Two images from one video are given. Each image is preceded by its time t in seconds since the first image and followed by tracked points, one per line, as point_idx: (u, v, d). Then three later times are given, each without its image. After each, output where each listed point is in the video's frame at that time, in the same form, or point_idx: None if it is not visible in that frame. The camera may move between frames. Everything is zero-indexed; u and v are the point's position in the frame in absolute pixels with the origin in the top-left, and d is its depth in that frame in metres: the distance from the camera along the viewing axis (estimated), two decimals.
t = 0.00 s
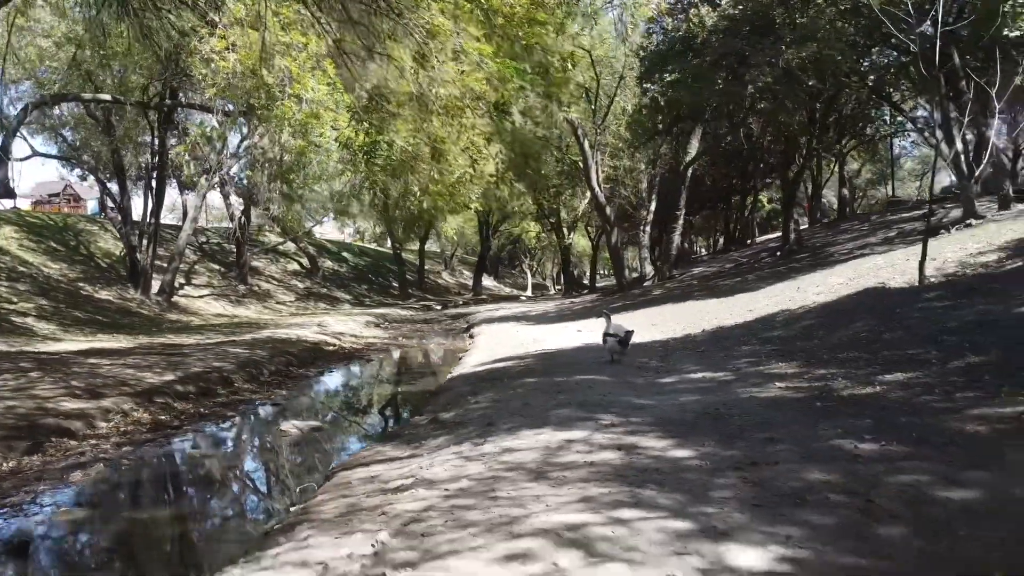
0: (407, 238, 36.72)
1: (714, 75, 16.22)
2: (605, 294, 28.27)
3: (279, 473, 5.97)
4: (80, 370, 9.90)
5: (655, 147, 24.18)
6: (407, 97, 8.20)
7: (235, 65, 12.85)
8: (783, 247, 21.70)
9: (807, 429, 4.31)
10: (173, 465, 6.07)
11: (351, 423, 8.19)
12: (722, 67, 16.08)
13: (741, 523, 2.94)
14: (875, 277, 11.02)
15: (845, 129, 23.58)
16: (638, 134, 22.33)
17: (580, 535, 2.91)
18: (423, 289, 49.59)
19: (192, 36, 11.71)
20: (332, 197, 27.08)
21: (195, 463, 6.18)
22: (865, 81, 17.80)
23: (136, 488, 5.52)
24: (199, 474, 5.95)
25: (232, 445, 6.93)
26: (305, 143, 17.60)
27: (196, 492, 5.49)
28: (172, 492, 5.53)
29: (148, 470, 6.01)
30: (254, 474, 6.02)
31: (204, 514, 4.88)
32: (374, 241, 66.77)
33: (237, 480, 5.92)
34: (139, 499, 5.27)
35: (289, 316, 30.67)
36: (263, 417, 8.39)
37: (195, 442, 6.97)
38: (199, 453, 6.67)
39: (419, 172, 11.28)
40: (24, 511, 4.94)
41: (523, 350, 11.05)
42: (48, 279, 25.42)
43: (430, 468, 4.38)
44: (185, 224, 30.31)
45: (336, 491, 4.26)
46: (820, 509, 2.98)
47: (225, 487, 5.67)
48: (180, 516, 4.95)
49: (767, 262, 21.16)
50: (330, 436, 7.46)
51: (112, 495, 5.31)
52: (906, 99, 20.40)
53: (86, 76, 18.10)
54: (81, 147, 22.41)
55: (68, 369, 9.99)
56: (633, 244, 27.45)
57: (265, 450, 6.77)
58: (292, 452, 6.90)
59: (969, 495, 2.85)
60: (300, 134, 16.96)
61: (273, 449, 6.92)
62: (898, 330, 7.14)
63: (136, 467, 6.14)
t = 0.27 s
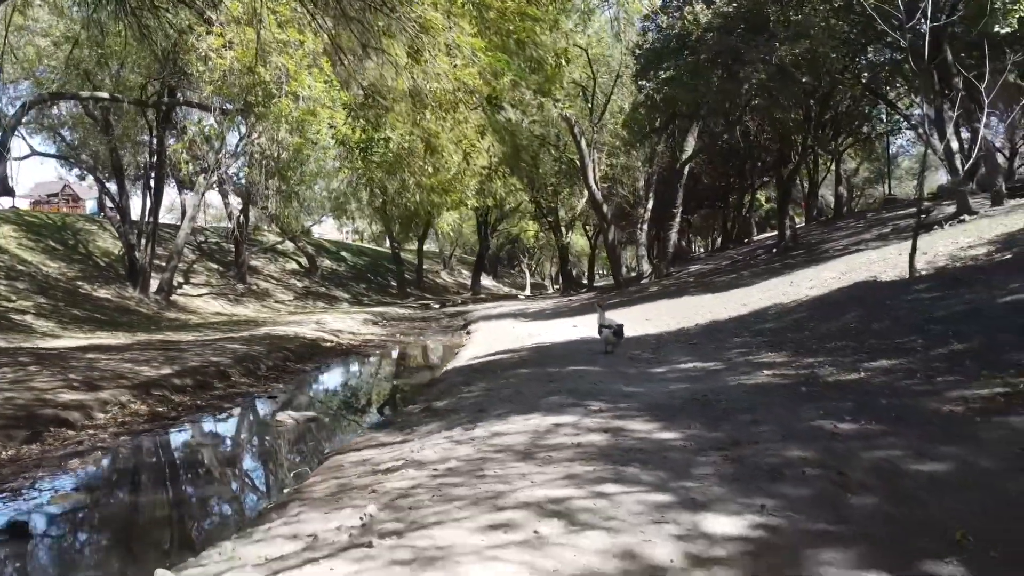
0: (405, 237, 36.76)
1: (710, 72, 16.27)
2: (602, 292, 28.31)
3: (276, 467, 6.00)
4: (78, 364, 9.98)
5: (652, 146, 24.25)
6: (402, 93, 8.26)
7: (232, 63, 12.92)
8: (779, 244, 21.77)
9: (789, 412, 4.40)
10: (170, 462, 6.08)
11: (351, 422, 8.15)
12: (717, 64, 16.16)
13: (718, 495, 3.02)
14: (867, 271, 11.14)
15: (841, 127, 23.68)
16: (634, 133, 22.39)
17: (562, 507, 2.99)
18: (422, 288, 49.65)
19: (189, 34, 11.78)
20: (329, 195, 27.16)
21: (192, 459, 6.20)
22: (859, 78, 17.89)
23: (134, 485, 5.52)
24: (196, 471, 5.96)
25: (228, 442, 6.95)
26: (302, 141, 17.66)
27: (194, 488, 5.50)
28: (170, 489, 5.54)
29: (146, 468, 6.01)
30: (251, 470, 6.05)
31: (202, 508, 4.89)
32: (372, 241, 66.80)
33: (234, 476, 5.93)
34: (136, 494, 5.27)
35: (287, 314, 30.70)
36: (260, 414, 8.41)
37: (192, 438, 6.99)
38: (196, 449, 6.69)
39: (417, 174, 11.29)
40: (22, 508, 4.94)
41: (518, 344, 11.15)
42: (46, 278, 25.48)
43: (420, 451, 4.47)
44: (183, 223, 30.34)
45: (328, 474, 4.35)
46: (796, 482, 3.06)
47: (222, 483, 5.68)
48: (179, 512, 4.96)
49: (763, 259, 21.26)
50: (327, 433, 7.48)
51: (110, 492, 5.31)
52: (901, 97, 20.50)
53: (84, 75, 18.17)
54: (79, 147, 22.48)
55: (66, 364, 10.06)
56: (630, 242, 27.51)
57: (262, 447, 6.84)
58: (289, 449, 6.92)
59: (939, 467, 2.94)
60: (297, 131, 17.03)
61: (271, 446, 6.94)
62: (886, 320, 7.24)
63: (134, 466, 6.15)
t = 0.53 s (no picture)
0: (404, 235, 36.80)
1: (707, 70, 16.34)
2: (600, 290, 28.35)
3: (274, 468, 6.06)
4: (77, 359, 10.03)
5: (650, 144, 24.30)
6: (400, 89, 8.33)
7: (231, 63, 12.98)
8: (776, 241, 21.80)
9: (780, 397, 4.47)
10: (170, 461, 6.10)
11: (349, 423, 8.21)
12: (714, 61, 16.21)
13: (707, 471, 3.09)
14: (862, 265, 11.21)
15: (838, 125, 23.75)
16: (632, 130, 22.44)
17: (554, 483, 3.06)
18: (421, 287, 49.67)
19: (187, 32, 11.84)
20: (327, 194, 27.21)
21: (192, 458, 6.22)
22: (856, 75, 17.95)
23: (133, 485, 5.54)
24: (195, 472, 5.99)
25: (228, 442, 6.97)
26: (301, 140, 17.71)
27: (194, 489, 5.53)
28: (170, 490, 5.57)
29: (146, 467, 6.04)
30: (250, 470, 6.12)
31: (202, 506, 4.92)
32: (371, 240, 66.80)
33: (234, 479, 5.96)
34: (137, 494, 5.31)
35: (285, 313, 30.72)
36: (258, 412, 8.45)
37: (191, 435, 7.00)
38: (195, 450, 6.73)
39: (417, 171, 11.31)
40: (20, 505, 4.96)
41: (516, 339, 11.22)
42: (45, 276, 25.53)
43: (417, 436, 4.54)
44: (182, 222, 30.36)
45: (326, 459, 4.43)
46: (783, 459, 3.13)
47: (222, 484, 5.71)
48: (178, 513, 5.00)
49: (760, 256, 21.35)
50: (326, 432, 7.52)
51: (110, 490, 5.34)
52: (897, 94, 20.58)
53: (83, 74, 18.20)
54: (78, 145, 22.50)
55: (65, 358, 10.12)
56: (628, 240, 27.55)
57: (261, 447, 6.89)
58: (289, 449, 6.95)
59: (923, 444, 3.00)
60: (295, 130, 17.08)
61: (270, 446, 6.98)
62: (879, 311, 7.33)
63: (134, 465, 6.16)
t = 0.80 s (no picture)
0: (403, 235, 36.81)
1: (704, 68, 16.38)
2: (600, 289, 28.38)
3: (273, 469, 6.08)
4: (77, 356, 10.05)
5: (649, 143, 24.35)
6: (400, 87, 8.40)
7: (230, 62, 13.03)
8: (775, 240, 21.83)
9: (776, 390, 4.51)
10: (169, 459, 6.10)
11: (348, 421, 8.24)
12: (712, 59, 16.26)
13: (704, 461, 3.12)
14: (860, 263, 11.25)
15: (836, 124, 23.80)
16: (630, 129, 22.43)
17: (552, 472, 3.09)
18: (420, 286, 49.66)
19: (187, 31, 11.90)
20: (326, 192, 27.23)
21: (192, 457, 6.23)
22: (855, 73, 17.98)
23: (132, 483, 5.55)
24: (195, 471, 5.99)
25: (228, 442, 6.99)
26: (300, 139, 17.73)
27: (193, 488, 5.55)
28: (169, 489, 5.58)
29: (145, 466, 6.04)
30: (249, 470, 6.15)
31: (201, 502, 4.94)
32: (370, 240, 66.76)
33: (234, 478, 5.97)
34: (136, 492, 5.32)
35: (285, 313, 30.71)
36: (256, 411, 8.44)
37: (190, 433, 7.00)
38: (194, 449, 6.73)
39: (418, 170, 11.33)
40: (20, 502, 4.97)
41: (514, 336, 11.25)
42: (45, 275, 25.55)
43: (417, 430, 4.57)
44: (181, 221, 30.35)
45: (326, 452, 4.46)
46: (778, 450, 3.16)
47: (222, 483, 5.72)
48: (177, 511, 5.02)
49: (759, 255, 21.40)
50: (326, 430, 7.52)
51: (109, 487, 5.35)
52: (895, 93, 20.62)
53: (83, 73, 18.23)
54: (77, 145, 22.53)
55: (66, 356, 10.15)
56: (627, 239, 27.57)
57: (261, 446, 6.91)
58: (288, 448, 6.95)
59: (917, 433, 3.04)
60: (294, 128, 17.11)
61: (269, 445, 6.99)
62: (876, 307, 7.37)
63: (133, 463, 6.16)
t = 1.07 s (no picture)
0: (403, 234, 36.81)
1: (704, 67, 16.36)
2: (600, 289, 28.32)
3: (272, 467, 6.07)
4: (76, 355, 10.03)
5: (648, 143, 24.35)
6: (399, 87, 8.39)
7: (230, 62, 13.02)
8: (774, 240, 21.84)
9: (775, 389, 4.52)
10: (168, 459, 6.08)
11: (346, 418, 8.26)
12: (711, 59, 16.25)
13: (701, 459, 3.12)
14: (858, 262, 11.28)
15: (836, 123, 23.81)
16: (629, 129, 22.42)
17: (550, 470, 3.08)
18: (420, 286, 49.63)
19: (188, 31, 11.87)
20: (326, 192, 27.21)
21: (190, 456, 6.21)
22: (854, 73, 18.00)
23: (131, 482, 5.53)
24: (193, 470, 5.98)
25: (227, 441, 6.98)
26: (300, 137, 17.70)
27: (192, 487, 5.53)
28: (168, 489, 5.56)
29: (144, 466, 6.01)
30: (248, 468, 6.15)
31: (199, 500, 4.93)
32: (370, 240, 66.69)
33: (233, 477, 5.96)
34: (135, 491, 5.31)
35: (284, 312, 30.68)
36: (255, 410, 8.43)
37: (189, 433, 6.97)
38: (193, 448, 6.72)
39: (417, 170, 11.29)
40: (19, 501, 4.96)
41: (514, 336, 11.26)
42: (44, 275, 25.53)
43: (415, 428, 4.58)
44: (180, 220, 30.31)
45: (323, 450, 4.46)
46: (776, 448, 3.16)
47: (221, 483, 5.70)
48: (176, 510, 5.01)
49: (758, 254, 21.42)
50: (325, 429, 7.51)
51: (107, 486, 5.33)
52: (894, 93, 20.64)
53: (82, 73, 18.20)
54: (76, 145, 22.52)
55: (65, 355, 10.15)
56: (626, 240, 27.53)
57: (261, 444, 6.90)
58: (287, 447, 6.93)
59: (914, 431, 3.04)
60: (295, 128, 17.11)
61: (268, 444, 6.98)
62: (875, 306, 7.37)
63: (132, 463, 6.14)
